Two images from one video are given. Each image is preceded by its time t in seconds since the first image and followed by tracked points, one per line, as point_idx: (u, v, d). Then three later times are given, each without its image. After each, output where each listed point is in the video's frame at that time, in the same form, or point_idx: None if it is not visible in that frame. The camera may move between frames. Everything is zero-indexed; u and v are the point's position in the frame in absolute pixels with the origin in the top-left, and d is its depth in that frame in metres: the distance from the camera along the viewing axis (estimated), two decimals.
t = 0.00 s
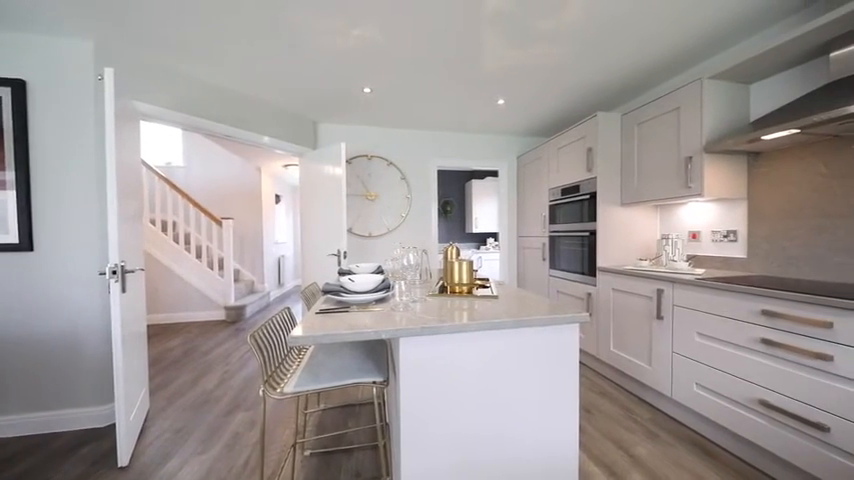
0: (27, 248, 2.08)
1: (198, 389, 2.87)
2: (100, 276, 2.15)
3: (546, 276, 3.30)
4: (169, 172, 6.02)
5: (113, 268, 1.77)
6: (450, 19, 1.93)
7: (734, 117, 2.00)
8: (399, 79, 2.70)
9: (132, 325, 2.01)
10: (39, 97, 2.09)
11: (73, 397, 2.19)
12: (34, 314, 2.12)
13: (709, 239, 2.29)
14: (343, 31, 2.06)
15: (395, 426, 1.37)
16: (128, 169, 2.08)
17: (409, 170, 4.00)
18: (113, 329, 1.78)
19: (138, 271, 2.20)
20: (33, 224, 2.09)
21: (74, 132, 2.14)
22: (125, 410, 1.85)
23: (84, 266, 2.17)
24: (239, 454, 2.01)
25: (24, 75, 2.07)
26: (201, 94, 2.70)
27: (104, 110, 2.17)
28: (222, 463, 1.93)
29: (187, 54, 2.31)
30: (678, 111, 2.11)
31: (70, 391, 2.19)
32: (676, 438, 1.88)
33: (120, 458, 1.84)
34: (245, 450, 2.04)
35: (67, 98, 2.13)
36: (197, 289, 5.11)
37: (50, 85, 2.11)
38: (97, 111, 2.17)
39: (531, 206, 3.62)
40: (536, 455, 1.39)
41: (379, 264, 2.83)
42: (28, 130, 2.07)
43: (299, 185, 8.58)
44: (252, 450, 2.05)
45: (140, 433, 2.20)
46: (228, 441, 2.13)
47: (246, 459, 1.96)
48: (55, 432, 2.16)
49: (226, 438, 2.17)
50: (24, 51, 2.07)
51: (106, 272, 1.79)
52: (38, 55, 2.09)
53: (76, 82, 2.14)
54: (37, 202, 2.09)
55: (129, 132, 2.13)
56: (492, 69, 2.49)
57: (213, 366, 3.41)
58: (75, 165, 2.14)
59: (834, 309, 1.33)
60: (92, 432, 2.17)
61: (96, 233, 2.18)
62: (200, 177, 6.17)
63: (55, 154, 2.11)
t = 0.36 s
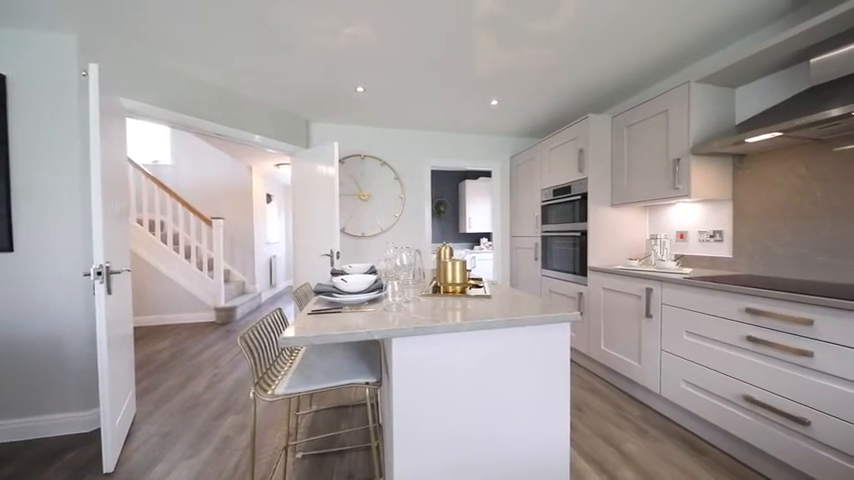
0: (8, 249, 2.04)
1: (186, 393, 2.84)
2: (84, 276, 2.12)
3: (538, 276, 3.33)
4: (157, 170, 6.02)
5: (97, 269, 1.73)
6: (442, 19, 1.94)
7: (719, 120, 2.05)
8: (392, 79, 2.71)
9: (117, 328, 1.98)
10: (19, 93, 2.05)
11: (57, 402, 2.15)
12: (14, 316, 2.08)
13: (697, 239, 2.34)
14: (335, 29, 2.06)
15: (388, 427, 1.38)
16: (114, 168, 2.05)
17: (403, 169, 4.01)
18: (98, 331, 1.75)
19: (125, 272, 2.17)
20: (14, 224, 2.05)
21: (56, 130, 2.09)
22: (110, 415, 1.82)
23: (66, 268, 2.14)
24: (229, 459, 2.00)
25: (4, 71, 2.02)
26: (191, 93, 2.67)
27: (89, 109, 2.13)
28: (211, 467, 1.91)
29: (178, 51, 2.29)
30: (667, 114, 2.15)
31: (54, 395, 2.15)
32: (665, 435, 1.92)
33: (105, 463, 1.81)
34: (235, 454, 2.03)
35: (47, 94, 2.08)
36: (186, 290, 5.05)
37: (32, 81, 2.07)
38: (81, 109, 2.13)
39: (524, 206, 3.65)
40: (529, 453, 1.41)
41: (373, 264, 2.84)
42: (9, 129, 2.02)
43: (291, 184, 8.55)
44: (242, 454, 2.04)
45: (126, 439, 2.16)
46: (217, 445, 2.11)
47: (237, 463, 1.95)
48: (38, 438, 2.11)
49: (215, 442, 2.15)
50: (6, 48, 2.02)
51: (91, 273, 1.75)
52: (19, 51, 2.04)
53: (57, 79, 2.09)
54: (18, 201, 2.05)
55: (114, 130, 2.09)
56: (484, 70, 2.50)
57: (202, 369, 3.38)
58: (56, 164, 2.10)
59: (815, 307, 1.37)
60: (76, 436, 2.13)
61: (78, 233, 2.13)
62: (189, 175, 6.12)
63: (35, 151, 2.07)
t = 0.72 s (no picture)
0: None
1: (175, 397, 2.81)
2: (67, 278, 2.05)
3: (530, 275, 3.37)
4: (144, 169, 5.93)
5: (81, 269, 1.70)
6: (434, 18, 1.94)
7: (706, 122, 2.09)
8: (385, 78, 2.71)
9: (101, 330, 1.94)
10: None
11: (38, 407, 2.07)
12: None
13: (684, 239, 2.38)
14: (328, 27, 2.06)
15: (381, 427, 1.39)
16: (98, 167, 2.01)
17: (396, 170, 4.01)
18: (80, 333, 1.71)
19: (111, 272, 2.14)
20: None
21: (37, 126, 2.02)
22: (95, 420, 1.78)
23: (51, 265, 2.06)
24: (219, 463, 1.99)
25: None
26: (180, 92, 2.64)
27: (72, 111, 2.07)
28: (200, 472, 1.90)
29: (168, 47, 2.27)
30: (655, 116, 2.18)
31: (36, 400, 2.07)
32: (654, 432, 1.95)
33: (91, 469, 1.77)
34: (225, 459, 2.01)
35: (29, 89, 2.02)
36: (174, 292, 4.99)
37: (12, 75, 1.99)
38: (65, 106, 2.07)
39: (516, 206, 3.69)
40: (522, 452, 1.43)
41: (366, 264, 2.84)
42: None
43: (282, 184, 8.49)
44: (232, 458, 2.03)
45: (111, 444, 2.13)
46: (205, 450, 2.09)
47: (227, 467, 1.94)
48: (19, 445, 2.03)
49: (203, 447, 2.13)
50: None
51: (74, 274, 1.72)
52: None
53: (39, 73, 2.03)
54: None
55: (97, 128, 2.04)
56: (475, 70, 2.51)
57: (192, 371, 3.35)
58: (37, 162, 2.02)
59: (797, 305, 1.40)
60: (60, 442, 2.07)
61: (62, 232, 2.07)
62: (177, 174, 6.05)
63: (16, 148, 2.00)
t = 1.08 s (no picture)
0: None
1: (163, 400, 2.78)
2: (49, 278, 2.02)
3: (523, 275, 3.40)
4: (130, 167, 5.77)
5: (65, 270, 1.67)
6: (425, 18, 1.95)
7: (693, 124, 2.13)
8: (377, 77, 2.71)
9: (85, 333, 1.91)
10: None
11: (20, 412, 2.04)
12: None
13: (672, 239, 2.42)
14: (320, 25, 2.06)
15: (374, 428, 1.40)
16: (82, 166, 1.98)
17: (389, 170, 4.02)
18: (63, 334, 1.68)
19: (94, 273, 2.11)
20: None
21: (18, 124, 1.98)
22: (80, 425, 1.76)
23: (29, 269, 2.02)
24: (208, 467, 1.97)
25: None
26: (168, 91, 2.61)
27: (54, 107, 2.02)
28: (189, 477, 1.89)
29: (157, 44, 2.25)
30: (644, 118, 2.22)
31: (17, 404, 2.04)
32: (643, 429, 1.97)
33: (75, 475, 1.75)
34: (214, 463, 2.00)
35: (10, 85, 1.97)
36: (162, 293, 4.94)
37: None
38: (47, 103, 2.02)
39: (509, 206, 3.72)
40: (514, 451, 1.45)
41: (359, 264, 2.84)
42: None
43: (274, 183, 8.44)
44: (222, 462, 2.02)
45: (96, 451, 2.09)
46: (192, 455, 2.08)
47: (217, 471, 1.93)
48: None
49: (191, 452, 2.11)
50: None
51: (57, 275, 1.68)
52: None
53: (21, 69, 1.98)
54: None
55: (81, 126, 1.99)
56: (467, 70, 2.52)
57: (181, 374, 3.32)
58: (19, 161, 1.99)
59: (779, 303, 1.44)
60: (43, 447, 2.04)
61: (44, 232, 2.03)
62: (166, 173, 5.97)
63: None
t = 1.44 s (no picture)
0: None
1: (149, 405, 2.75)
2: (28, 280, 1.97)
3: (515, 274, 3.43)
4: (115, 165, 5.67)
5: (46, 271, 1.63)
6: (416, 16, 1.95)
7: (680, 126, 2.17)
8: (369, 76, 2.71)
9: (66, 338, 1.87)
10: None
11: None
12: None
13: (660, 240, 2.46)
14: (312, 22, 2.05)
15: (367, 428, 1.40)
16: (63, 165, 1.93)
17: (382, 170, 4.03)
18: (44, 335, 1.65)
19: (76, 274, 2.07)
20: None
21: None
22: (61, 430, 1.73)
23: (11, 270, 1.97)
24: (197, 472, 1.96)
25: None
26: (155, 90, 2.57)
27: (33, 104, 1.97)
28: None
29: (146, 40, 2.22)
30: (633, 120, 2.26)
31: None
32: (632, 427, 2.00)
33: None
34: (203, 467, 1.99)
35: None
36: (148, 294, 4.89)
37: None
38: (26, 100, 1.97)
39: (501, 206, 3.74)
40: (505, 450, 1.47)
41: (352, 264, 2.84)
42: None
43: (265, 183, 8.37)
44: (212, 466, 2.00)
45: (78, 458, 2.05)
46: (180, 461, 2.06)
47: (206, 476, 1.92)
48: None
49: (179, 458, 2.09)
50: None
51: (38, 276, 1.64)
52: None
53: None
54: None
55: (62, 123, 1.95)
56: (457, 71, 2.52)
57: (168, 377, 3.28)
58: None
59: (762, 301, 1.49)
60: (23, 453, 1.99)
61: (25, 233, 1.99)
62: (153, 172, 5.88)
63: None
